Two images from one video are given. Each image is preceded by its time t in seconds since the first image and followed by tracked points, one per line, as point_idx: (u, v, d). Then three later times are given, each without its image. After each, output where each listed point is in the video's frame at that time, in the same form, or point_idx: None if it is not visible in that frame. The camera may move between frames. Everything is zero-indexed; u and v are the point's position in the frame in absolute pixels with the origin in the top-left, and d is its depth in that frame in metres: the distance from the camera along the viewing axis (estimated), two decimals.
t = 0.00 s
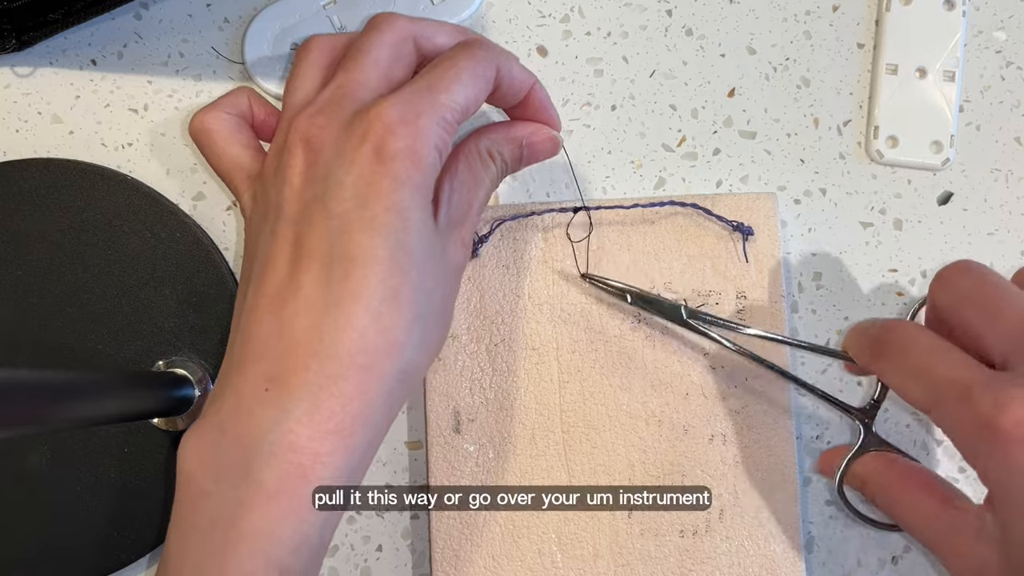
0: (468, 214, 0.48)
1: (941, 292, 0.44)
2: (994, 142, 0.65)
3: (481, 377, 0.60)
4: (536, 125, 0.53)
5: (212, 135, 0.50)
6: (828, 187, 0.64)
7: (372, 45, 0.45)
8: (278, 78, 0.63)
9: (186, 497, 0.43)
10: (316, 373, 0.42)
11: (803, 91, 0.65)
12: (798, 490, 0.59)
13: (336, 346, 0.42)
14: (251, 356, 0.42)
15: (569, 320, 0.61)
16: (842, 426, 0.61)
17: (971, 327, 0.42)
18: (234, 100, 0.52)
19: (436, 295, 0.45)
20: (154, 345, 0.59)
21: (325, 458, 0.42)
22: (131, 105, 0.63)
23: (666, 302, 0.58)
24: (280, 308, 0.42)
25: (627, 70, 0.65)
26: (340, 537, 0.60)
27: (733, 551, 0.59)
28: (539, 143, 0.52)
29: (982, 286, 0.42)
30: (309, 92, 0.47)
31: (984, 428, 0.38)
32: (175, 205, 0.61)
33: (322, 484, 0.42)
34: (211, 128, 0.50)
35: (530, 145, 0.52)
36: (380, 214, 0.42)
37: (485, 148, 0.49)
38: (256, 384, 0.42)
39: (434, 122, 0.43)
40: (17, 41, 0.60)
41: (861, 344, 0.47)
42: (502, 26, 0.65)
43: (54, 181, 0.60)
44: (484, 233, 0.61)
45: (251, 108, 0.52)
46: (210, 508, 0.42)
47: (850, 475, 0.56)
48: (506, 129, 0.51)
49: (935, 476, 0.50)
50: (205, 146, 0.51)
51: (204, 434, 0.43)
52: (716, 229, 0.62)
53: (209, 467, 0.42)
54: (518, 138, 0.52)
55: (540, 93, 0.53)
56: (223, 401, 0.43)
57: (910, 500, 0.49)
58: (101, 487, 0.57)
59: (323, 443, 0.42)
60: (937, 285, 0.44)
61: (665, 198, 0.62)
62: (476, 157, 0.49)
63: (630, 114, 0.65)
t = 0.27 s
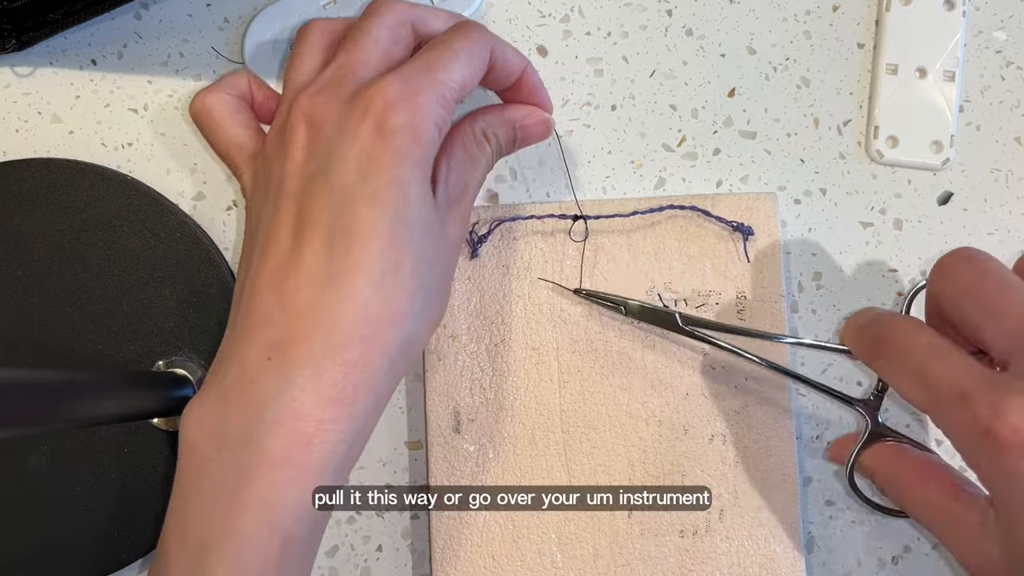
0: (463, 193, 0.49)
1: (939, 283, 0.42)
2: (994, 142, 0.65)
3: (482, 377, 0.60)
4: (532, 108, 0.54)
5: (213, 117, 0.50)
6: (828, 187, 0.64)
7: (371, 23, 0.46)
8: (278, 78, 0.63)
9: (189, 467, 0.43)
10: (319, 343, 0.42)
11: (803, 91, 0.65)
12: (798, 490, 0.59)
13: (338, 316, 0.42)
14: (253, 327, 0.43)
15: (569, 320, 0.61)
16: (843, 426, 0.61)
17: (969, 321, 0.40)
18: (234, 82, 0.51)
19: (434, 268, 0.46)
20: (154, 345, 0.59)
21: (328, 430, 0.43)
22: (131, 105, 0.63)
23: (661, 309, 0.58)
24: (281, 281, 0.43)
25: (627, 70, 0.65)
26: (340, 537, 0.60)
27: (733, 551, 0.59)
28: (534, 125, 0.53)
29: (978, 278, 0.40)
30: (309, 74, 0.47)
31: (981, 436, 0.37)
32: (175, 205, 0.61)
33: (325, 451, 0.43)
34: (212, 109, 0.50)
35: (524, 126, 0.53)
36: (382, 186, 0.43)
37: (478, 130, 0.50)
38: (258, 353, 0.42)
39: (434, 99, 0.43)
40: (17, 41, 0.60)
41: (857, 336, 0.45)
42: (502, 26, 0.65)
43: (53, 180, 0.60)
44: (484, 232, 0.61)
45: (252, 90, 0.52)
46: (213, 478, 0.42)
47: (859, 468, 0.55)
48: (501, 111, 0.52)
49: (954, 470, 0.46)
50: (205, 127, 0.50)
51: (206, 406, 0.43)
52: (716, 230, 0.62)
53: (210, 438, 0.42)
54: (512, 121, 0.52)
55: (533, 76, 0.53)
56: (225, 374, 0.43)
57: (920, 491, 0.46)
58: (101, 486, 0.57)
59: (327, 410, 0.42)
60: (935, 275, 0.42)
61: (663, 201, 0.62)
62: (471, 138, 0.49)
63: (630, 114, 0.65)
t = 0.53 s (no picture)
0: (471, 171, 0.50)
1: (931, 285, 0.42)
2: (994, 142, 0.65)
3: (482, 377, 0.60)
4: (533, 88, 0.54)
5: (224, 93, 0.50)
6: (828, 187, 0.64)
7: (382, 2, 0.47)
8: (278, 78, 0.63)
9: (205, 435, 0.43)
10: (334, 312, 0.43)
11: (803, 91, 0.65)
12: (798, 490, 0.59)
13: (353, 284, 0.43)
14: (269, 296, 0.44)
15: (569, 320, 0.61)
16: (843, 426, 0.61)
17: (961, 323, 0.40)
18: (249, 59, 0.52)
19: (445, 242, 0.47)
20: (154, 345, 0.59)
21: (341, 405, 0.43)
22: (131, 105, 0.63)
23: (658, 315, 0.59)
24: (297, 251, 0.44)
25: (627, 70, 0.65)
26: (340, 537, 0.60)
27: (733, 551, 0.59)
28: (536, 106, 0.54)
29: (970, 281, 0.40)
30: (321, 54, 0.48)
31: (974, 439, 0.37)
32: (175, 205, 0.61)
33: (339, 420, 0.43)
34: (225, 85, 0.50)
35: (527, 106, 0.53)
36: (395, 157, 0.44)
37: (483, 108, 0.51)
38: (274, 323, 0.43)
39: (444, 74, 0.45)
40: (17, 41, 0.60)
41: (850, 340, 0.45)
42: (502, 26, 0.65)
43: (53, 181, 0.60)
44: (484, 232, 0.61)
45: (266, 69, 0.52)
46: (228, 446, 0.42)
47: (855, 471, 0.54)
48: (504, 90, 0.52)
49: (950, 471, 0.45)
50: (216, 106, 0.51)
51: (223, 374, 0.44)
52: (716, 230, 0.62)
53: (227, 406, 0.43)
54: (515, 99, 0.53)
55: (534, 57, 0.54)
56: (240, 344, 0.44)
57: (916, 498, 0.45)
58: (101, 486, 0.57)
59: (342, 378, 0.43)
60: (928, 278, 0.42)
61: (662, 202, 0.62)
62: (476, 117, 0.50)
63: (630, 114, 0.65)
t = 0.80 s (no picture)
0: (464, 147, 0.50)
1: (930, 286, 0.42)
2: (995, 142, 0.65)
3: (482, 378, 0.60)
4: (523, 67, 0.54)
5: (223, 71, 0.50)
6: (828, 187, 0.64)
7: None
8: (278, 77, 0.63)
9: (207, 412, 0.43)
10: (336, 285, 0.43)
11: (804, 91, 0.65)
12: (798, 490, 0.59)
13: (355, 257, 0.43)
14: (269, 273, 0.44)
15: (569, 320, 0.61)
16: (843, 426, 0.61)
17: (959, 323, 0.40)
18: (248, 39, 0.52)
19: (445, 217, 0.47)
20: (154, 345, 0.59)
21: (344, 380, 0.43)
22: (131, 105, 0.63)
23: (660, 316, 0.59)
24: (297, 227, 0.44)
25: (627, 70, 0.65)
26: (340, 536, 0.60)
27: (733, 551, 0.59)
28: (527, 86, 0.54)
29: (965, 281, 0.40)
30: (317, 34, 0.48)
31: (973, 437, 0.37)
32: (175, 205, 0.61)
33: (344, 394, 0.43)
34: (222, 63, 0.50)
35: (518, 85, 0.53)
36: (395, 132, 0.44)
37: (473, 85, 0.51)
38: (275, 299, 0.43)
39: (439, 51, 0.44)
40: (17, 41, 0.60)
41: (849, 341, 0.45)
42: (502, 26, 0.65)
43: (53, 181, 0.60)
44: (484, 232, 0.61)
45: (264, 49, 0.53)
46: (230, 421, 0.42)
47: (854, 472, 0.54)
48: (493, 68, 0.52)
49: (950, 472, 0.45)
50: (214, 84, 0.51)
51: (223, 351, 0.43)
52: (716, 231, 0.62)
53: (227, 382, 0.43)
54: (505, 77, 0.53)
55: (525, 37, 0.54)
56: (241, 320, 0.43)
57: (915, 499, 0.45)
58: (102, 486, 0.57)
59: (345, 352, 0.43)
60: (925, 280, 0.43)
61: (662, 203, 0.62)
62: (466, 94, 0.50)
63: (630, 114, 0.65)
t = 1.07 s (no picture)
0: (459, 132, 0.49)
1: (931, 286, 0.42)
2: (995, 142, 0.65)
3: (482, 377, 0.60)
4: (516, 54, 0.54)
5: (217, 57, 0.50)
6: (828, 187, 0.64)
7: None
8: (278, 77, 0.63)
9: (206, 401, 0.43)
10: (336, 273, 0.43)
11: (804, 91, 0.65)
12: (798, 490, 0.59)
13: (355, 245, 0.43)
14: (268, 261, 0.43)
15: (569, 320, 0.61)
16: (843, 427, 0.61)
17: (960, 322, 0.40)
18: (241, 24, 0.52)
19: (445, 205, 0.47)
20: (154, 345, 0.59)
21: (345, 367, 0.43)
22: (131, 105, 0.63)
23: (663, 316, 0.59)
24: (295, 214, 0.44)
25: (627, 70, 0.65)
26: (341, 536, 0.60)
27: (733, 551, 0.59)
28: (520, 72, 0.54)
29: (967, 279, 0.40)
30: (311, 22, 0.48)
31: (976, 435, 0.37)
32: (175, 205, 0.61)
33: (344, 383, 0.43)
34: (217, 48, 0.50)
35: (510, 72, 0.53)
36: (394, 118, 0.44)
37: (466, 71, 0.50)
38: (275, 287, 0.43)
39: (436, 36, 0.45)
40: (17, 41, 0.60)
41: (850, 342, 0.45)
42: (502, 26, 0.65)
43: (53, 181, 0.60)
44: (484, 232, 0.61)
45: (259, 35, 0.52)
46: (230, 411, 0.42)
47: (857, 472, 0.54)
48: (485, 53, 0.52)
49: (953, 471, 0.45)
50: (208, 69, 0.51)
51: (222, 340, 0.43)
52: (716, 231, 0.62)
53: (227, 372, 0.43)
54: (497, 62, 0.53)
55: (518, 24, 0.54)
56: (240, 309, 0.43)
57: (917, 499, 0.45)
58: (102, 486, 0.57)
59: (346, 341, 0.43)
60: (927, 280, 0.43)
61: (661, 206, 0.62)
62: (459, 80, 0.50)
63: (630, 114, 0.65)
